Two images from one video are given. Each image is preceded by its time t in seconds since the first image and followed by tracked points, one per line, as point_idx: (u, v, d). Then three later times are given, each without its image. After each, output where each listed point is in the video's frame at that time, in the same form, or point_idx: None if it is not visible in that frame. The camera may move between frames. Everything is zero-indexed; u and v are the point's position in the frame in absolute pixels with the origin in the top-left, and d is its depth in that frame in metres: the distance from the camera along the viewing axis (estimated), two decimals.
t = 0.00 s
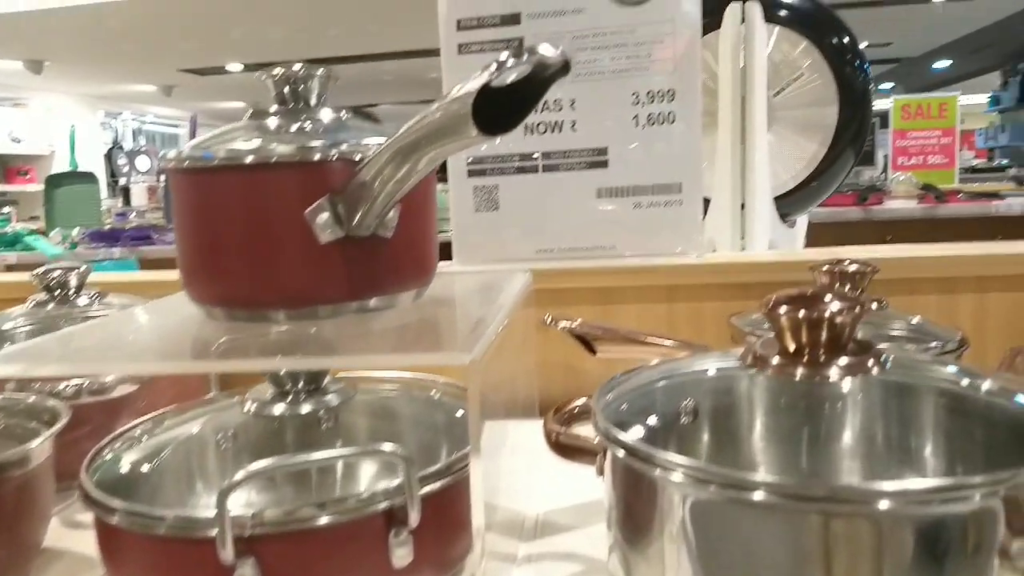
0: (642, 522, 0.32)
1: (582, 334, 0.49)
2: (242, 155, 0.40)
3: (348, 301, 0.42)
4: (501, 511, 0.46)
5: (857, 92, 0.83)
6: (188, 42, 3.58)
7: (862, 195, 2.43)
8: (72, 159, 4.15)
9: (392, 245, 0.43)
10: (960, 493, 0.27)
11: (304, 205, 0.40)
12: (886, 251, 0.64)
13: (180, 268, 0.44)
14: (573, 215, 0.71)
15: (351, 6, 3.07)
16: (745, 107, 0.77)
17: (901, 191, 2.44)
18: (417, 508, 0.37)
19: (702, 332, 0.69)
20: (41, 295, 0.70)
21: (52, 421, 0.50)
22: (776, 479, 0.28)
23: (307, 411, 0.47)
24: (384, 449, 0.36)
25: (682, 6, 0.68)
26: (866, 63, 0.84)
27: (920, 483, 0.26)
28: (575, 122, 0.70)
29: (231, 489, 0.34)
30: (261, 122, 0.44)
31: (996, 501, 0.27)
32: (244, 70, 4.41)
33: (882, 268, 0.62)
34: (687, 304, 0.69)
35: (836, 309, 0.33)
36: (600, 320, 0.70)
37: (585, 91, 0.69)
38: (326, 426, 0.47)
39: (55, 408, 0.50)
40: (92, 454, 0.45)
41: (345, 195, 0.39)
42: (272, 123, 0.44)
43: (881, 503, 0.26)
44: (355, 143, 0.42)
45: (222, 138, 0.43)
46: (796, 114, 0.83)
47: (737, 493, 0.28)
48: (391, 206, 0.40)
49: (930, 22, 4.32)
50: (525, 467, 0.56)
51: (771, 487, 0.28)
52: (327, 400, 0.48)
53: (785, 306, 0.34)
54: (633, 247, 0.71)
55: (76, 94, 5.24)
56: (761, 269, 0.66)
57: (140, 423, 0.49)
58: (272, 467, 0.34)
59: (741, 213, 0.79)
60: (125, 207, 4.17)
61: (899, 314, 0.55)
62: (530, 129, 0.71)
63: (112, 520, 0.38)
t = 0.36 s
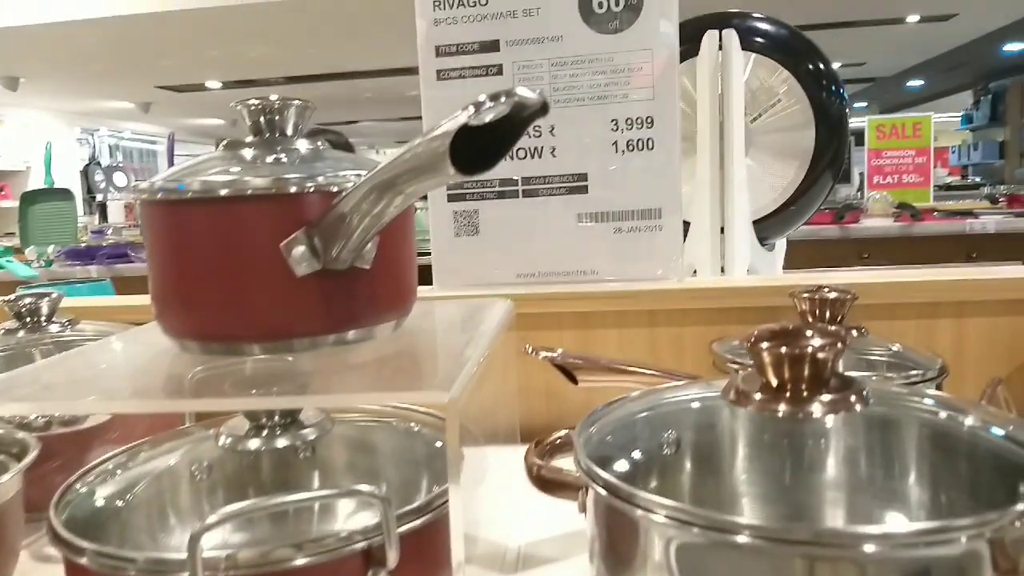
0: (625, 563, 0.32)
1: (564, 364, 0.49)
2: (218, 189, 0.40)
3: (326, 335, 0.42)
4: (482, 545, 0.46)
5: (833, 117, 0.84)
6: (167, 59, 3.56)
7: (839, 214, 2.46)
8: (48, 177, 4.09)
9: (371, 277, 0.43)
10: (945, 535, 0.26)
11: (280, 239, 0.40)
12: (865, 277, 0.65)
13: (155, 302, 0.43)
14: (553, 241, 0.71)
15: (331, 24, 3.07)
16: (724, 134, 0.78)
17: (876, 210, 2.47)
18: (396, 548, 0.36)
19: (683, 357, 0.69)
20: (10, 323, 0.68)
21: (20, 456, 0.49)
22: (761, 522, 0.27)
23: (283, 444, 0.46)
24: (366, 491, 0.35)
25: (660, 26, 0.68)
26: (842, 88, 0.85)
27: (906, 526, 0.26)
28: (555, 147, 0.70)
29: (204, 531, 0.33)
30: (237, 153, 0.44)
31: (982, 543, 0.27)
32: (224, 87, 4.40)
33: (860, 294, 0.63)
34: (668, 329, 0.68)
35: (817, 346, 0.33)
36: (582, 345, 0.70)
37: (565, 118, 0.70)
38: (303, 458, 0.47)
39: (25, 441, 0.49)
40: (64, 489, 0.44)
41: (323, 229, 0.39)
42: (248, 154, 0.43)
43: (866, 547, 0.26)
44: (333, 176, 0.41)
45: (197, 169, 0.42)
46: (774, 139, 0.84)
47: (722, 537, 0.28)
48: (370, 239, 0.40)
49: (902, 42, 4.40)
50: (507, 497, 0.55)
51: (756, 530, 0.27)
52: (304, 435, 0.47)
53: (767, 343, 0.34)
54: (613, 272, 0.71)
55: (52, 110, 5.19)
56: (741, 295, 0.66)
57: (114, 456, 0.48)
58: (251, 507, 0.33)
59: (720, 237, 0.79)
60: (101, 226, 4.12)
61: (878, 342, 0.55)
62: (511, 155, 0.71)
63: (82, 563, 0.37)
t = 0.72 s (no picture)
0: None
1: (563, 382, 0.49)
2: (214, 206, 0.39)
3: (323, 353, 0.41)
4: (480, 563, 0.45)
5: (835, 129, 0.83)
6: (168, 61, 3.55)
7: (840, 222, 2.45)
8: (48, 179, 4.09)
9: (368, 295, 0.42)
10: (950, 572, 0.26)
11: (277, 257, 0.40)
12: (867, 293, 0.64)
13: (150, 318, 0.43)
14: (553, 254, 0.70)
15: (333, 29, 3.07)
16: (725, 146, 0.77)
17: (878, 219, 2.46)
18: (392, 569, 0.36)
19: (684, 371, 0.68)
20: (8, 334, 0.68)
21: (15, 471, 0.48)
22: (762, 555, 0.27)
23: (279, 462, 0.45)
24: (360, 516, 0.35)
25: (661, 33, 0.67)
26: (844, 100, 0.84)
27: (911, 562, 0.26)
28: (555, 160, 0.70)
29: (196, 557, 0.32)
30: (233, 169, 0.43)
31: None
32: (225, 90, 4.40)
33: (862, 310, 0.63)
34: (668, 342, 0.68)
35: (819, 372, 0.33)
36: (582, 357, 0.70)
37: (565, 130, 0.69)
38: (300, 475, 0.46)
39: (19, 455, 0.48)
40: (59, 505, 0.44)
41: (319, 247, 0.38)
42: (244, 169, 0.43)
43: None
44: (329, 193, 0.41)
45: (193, 186, 0.42)
46: (774, 151, 0.84)
47: (722, 569, 0.27)
48: (367, 258, 0.39)
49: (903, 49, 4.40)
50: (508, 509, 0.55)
51: (756, 563, 0.27)
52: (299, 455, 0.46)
53: (768, 367, 0.34)
54: (612, 285, 0.70)
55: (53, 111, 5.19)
56: (740, 309, 0.65)
57: (111, 471, 0.48)
58: (245, 533, 0.33)
59: (721, 249, 0.79)
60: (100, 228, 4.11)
61: (880, 359, 0.55)
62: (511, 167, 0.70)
63: None
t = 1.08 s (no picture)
0: None
1: (562, 401, 0.49)
2: (211, 226, 0.39)
3: (320, 374, 0.41)
4: None
5: (837, 140, 0.83)
6: (172, 67, 3.56)
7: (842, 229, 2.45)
8: (51, 183, 4.10)
9: (366, 315, 0.42)
10: None
11: (274, 277, 0.39)
12: (868, 308, 0.64)
13: (145, 336, 0.42)
14: (555, 268, 0.70)
15: (337, 35, 3.08)
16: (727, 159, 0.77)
17: (881, 227, 2.45)
18: None
19: (683, 385, 0.68)
20: (5, 347, 0.68)
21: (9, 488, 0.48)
22: None
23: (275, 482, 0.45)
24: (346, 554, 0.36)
25: (663, 38, 0.67)
26: (845, 112, 0.84)
27: None
28: (556, 173, 0.69)
29: None
30: (230, 187, 0.43)
31: None
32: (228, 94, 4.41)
33: (863, 325, 0.62)
34: (668, 357, 0.68)
35: (819, 397, 0.32)
36: (582, 372, 0.70)
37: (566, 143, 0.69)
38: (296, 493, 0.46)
39: (15, 472, 0.42)
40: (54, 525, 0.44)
41: (316, 267, 0.38)
42: (242, 188, 0.43)
43: None
44: (327, 212, 0.40)
45: (190, 204, 0.41)
46: (776, 163, 0.84)
47: None
48: (365, 278, 0.39)
49: (906, 56, 4.40)
50: (507, 522, 0.56)
51: None
52: (295, 474, 0.47)
53: (768, 393, 0.33)
54: (613, 298, 0.70)
55: (56, 115, 5.20)
56: (740, 325, 0.65)
57: (108, 487, 0.47)
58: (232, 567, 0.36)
59: (722, 261, 0.78)
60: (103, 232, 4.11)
61: (881, 376, 0.55)
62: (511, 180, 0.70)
63: None
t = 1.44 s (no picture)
0: None
1: (557, 428, 0.49)
2: (202, 258, 0.39)
3: (312, 406, 0.40)
4: None
5: (832, 158, 0.83)
6: (170, 80, 3.57)
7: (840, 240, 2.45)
8: (49, 196, 4.10)
9: (358, 346, 0.41)
10: None
11: (265, 310, 0.39)
12: (866, 330, 0.64)
13: (137, 367, 0.42)
14: (551, 290, 0.70)
15: (336, 49, 3.09)
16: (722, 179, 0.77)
17: (878, 238, 2.45)
18: None
19: (679, 407, 0.68)
20: None
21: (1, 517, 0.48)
22: None
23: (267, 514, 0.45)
24: None
25: (661, 48, 0.67)
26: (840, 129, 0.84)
27: None
28: (551, 195, 0.69)
29: None
30: (223, 217, 0.43)
31: None
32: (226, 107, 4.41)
33: (860, 347, 0.62)
34: (664, 379, 0.68)
35: (814, 433, 0.32)
36: (578, 394, 0.69)
37: (560, 164, 0.69)
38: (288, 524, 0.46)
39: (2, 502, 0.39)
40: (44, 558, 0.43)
41: (308, 300, 0.38)
42: (234, 219, 0.43)
43: None
44: (319, 244, 0.40)
45: (182, 236, 0.41)
46: (771, 182, 0.84)
47: None
48: (357, 310, 0.39)
49: (902, 66, 4.42)
50: (503, 546, 0.52)
51: None
52: (287, 507, 0.46)
53: (762, 427, 0.33)
54: (610, 318, 0.69)
55: (55, 128, 5.21)
56: (737, 347, 0.65)
57: (100, 519, 0.45)
58: None
59: (718, 281, 0.78)
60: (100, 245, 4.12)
61: (878, 400, 0.54)
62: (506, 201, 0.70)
63: None
